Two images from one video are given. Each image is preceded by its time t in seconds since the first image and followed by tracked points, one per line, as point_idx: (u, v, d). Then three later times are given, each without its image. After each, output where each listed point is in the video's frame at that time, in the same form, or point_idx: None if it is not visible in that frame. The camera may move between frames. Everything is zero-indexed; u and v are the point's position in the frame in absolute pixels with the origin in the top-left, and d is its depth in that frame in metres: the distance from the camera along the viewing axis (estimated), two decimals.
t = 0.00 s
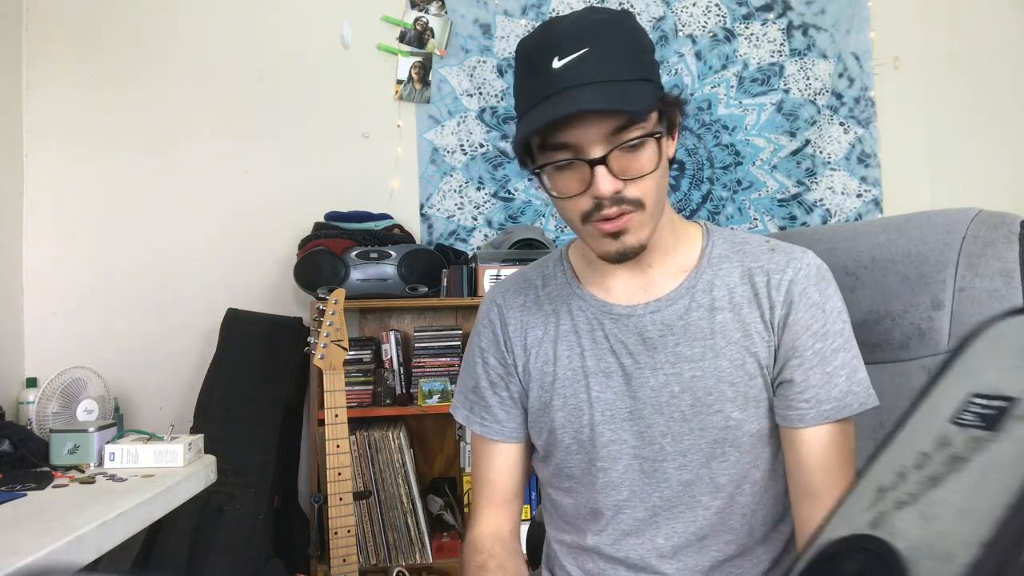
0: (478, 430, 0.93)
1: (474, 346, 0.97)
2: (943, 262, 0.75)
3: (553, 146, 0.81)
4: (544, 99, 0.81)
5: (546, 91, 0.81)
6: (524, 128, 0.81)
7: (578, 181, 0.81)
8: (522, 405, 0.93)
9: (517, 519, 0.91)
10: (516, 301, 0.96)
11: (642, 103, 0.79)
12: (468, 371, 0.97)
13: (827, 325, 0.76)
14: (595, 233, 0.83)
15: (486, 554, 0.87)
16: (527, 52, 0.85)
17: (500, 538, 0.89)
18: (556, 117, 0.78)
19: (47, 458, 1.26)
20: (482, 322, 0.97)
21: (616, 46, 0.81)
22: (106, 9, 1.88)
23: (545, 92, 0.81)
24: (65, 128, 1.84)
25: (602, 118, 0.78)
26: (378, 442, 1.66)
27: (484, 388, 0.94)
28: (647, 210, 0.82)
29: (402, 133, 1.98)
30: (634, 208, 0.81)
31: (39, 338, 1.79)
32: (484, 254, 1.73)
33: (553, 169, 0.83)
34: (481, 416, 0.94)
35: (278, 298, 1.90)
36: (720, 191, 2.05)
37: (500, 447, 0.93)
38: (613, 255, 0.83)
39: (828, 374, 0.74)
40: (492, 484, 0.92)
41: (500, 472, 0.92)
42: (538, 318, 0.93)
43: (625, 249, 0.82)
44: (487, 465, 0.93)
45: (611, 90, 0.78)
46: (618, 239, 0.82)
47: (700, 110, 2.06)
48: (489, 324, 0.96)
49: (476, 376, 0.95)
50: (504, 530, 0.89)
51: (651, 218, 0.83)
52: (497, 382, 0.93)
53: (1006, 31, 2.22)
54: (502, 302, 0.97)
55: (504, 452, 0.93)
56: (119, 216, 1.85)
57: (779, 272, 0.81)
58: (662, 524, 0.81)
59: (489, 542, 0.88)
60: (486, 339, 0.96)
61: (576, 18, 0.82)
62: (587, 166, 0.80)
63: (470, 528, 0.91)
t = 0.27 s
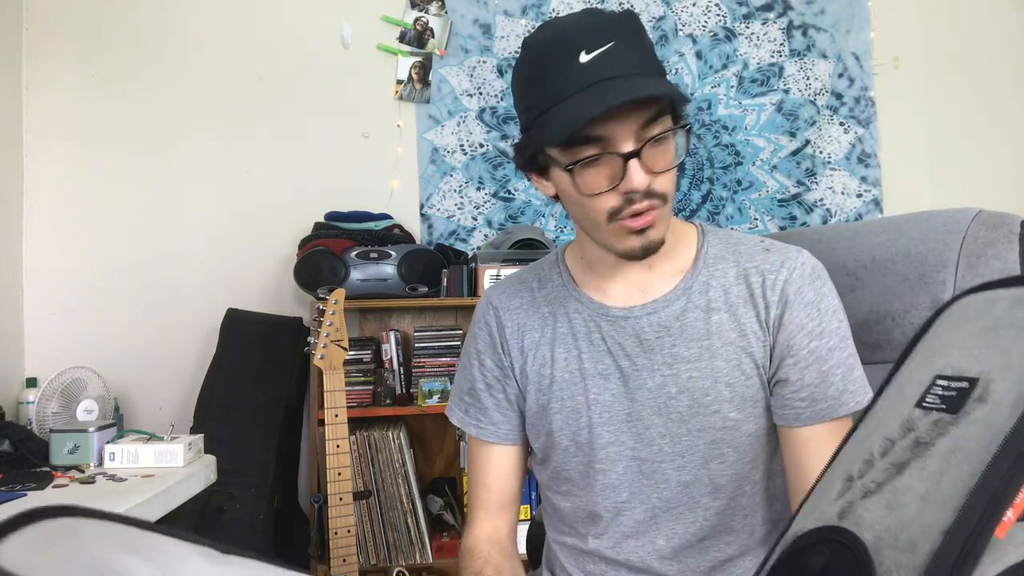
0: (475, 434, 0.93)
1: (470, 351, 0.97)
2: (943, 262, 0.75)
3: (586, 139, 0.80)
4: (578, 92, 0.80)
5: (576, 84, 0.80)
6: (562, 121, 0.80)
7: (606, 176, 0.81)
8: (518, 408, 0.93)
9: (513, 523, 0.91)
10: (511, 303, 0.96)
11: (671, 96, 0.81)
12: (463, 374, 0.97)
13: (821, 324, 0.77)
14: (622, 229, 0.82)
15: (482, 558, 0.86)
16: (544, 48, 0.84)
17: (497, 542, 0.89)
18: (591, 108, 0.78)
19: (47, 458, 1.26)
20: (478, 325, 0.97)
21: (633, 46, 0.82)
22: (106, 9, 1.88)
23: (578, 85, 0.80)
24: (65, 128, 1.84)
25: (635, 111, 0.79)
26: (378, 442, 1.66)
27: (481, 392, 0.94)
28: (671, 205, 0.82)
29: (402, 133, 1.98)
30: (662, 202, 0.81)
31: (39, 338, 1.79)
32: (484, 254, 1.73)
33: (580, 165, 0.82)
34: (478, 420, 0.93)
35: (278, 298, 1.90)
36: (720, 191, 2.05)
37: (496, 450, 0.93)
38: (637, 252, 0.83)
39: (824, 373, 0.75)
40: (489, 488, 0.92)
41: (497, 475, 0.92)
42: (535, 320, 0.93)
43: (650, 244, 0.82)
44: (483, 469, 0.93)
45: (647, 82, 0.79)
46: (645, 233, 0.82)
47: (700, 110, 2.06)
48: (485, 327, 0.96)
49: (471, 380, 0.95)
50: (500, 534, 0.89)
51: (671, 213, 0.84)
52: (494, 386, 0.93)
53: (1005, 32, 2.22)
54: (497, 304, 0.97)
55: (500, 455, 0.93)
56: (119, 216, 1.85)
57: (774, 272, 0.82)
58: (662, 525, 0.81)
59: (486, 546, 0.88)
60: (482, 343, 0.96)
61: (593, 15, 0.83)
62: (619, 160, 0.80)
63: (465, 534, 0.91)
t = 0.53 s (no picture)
0: (473, 436, 0.93)
1: (468, 352, 0.96)
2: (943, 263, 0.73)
3: (594, 130, 0.80)
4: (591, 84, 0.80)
5: (589, 76, 0.81)
6: (574, 112, 0.80)
7: (616, 169, 0.80)
8: (516, 410, 0.93)
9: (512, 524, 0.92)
10: (509, 304, 0.95)
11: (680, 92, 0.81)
12: (460, 375, 0.97)
13: (824, 326, 0.73)
14: (630, 224, 0.81)
15: (480, 561, 0.87)
16: (557, 41, 0.84)
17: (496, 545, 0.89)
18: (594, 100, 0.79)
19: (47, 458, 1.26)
20: (475, 326, 0.97)
21: (640, 39, 0.83)
22: (106, 9, 1.88)
23: (592, 77, 0.80)
24: (64, 128, 1.84)
25: (645, 104, 0.79)
26: (378, 442, 1.66)
27: (479, 393, 0.94)
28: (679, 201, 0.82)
29: (402, 133, 1.98)
30: (671, 198, 0.80)
31: (39, 338, 1.79)
32: (484, 254, 1.73)
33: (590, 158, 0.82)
34: (476, 421, 0.94)
35: (278, 298, 1.90)
36: (720, 191, 2.05)
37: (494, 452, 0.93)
38: (644, 249, 0.82)
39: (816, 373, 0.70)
40: (488, 489, 0.92)
41: (495, 477, 0.93)
42: (533, 321, 0.92)
43: (657, 241, 0.81)
44: (481, 471, 0.93)
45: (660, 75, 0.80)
46: (652, 229, 0.81)
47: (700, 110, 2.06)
48: (483, 328, 0.96)
49: (469, 380, 0.95)
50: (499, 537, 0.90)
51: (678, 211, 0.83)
52: (492, 388, 0.93)
53: (1005, 32, 2.22)
54: (494, 305, 0.97)
55: (498, 457, 0.93)
56: (119, 216, 1.85)
57: (775, 272, 0.81)
58: (663, 526, 0.81)
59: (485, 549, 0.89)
60: (479, 344, 0.96)
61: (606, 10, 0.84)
62: (630, 152, 0.79)
63: (465, 536, 0.91)
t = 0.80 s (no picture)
0: (471, 430, 0.93)
1: (466, 347, 0.97)
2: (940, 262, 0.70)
3: (585, 129, 0.81)
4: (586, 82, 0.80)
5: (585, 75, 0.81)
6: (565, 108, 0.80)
7: (607, 170, 0.81)
8: (513, 406, 0.93)
9: (511, 521, 0.92)
10: (507, 300, 0.95)
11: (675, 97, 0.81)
12: (459, 370, 0.97)
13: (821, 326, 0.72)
14: (618, 224, 0.82)
15: (477, 558, 0.87)
16: (557, 38, 0.84)
17: (494, 542, 0.89)
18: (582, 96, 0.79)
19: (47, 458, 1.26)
20: (473, 321, 0.97)
21: (639, 37, 0.82)
22: (106, 9, 1.88)
23: (587, 76, 0.80)
24: (65, 127, 1.84)
25: (637, 105, 0.80)
26: (379, 442, 1.66)
27: (477, 389, 0.94)
28: (670, 204, 0.82)
29: (402, 133, 1.98)
30: (660, 201, 0.81)
31: (38, 339, 1.79)
32: (484, 254, 1.72)
33: (583, 159, 0.83)
34: (474, 417, 0.93)
35: (278, 298, 1.90)
36: (720, 191, 2.05)
37: (493, 449, 0.93)
38: (633, 249, 0.83)
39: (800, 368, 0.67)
40: (486, 485, 0.92)
41: (495, 475, 0.93)
42: (532, 318, 0.92)
43: (645, 242, 0.82)
44: (480, 466, 0.93)
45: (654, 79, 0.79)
46: (640, 230, 0.81)
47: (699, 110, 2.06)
48: (481, 324, 0.96)
49: (467, 376, 0.95)
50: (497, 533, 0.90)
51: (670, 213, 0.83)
52: (489, 384, 0.93)
53: (1005, 32, 2.22)
54: (493, 301, 0.97)
55: (497, 453, 0.93)
56: (119, 216, 1.85)
57: (778, 271, 0.83)
58: (660, 525, 0.80)
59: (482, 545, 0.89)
60: (476, 340, 0.96)
61: (608, 9, 0.84)
62: (620, 154, 0.80)
63: (463, 532, 0.91)
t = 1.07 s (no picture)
0: (471, 428, 0.93)
1: (465, 344, 0.97)
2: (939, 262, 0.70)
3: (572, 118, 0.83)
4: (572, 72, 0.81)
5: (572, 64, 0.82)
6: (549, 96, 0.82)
7: (593, 158, 0.83)
8: (512, 404, 0.93)
9: (510, 520, 0.92)
10: (508, 297, 0.95)
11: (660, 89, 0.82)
12: (459, 368, 0.97)
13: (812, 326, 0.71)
14: (605, 214, 0.83)
15: (475, 559, 0.88)
16: (549, 30, 0.85)
17: (493, 541, 0.90)
18: (570, 88, 0.81)
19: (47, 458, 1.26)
20: (473, 319, 0.97)
21: (635, 29, 0.82)
22: (107, 9, 1.88)
23: (574, 66, 0.81)
24: (65, 127, 1.84)
25: (623, 95, 0.82)
26: (378, 442, 1.66)
27: (477, 386, 0.94)
28: (659, 195, 0.82)
29: (402, 133, 1.98)
30: (647, 191, 0.82)
31: (38, 339, 1.78)
32: (484, 254, 1.72)
33: (569, 148, 0.85)
34: (474, 414, 0.93)
35: (278, 298, 1.90)
36: (720, 191, 2.05)
37: (492, 448, 0.93)
38: (620, 239, 0.83)
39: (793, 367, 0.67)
40: (485, 484, 0.92)
41: (494, 474, 0.92)
42: (532, 315, 0.92)
43: (633, 232, 0.82)
44: (480, 464, 0.93)
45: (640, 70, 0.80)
46: (626, 219, 0.82)
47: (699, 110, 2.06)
48: (481, 321, 0.96)
49: (467, 373, 0.95)
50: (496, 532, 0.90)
51: (660, 205, 0.84)
52: (489, 381, 0.93)
53: (1005, 32, 2.22)
54: (494, 298, 0.97)
55: (496, 452, 0.93)
56: (119, 216, 1.85)
57: (779, 268, 0.83)
58: (659, 523, 0.80)
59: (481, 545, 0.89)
60: (476, 337, 0.96)
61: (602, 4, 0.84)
62: (605, 141, 0.82)
63: (461, 532, 0.91)
